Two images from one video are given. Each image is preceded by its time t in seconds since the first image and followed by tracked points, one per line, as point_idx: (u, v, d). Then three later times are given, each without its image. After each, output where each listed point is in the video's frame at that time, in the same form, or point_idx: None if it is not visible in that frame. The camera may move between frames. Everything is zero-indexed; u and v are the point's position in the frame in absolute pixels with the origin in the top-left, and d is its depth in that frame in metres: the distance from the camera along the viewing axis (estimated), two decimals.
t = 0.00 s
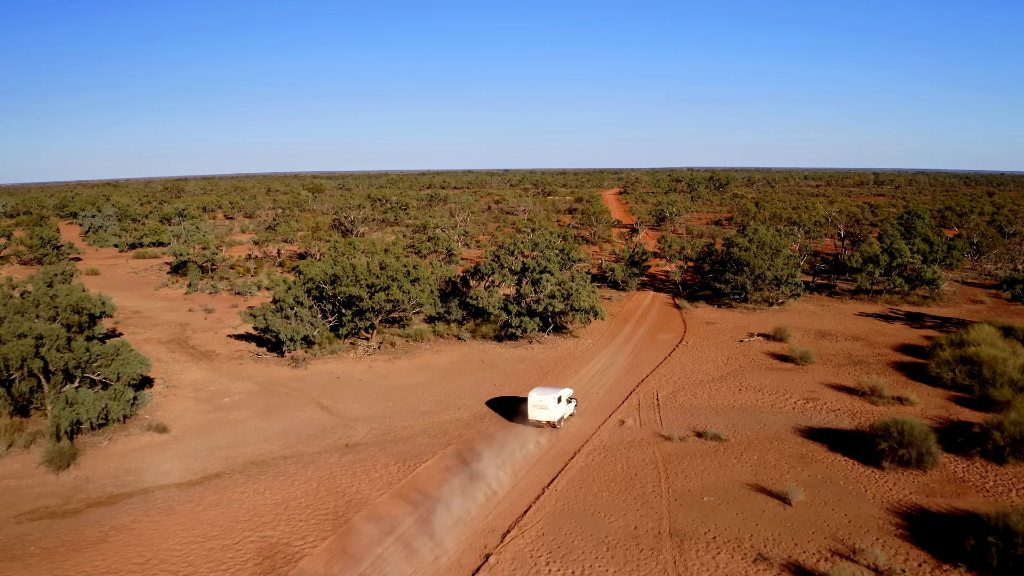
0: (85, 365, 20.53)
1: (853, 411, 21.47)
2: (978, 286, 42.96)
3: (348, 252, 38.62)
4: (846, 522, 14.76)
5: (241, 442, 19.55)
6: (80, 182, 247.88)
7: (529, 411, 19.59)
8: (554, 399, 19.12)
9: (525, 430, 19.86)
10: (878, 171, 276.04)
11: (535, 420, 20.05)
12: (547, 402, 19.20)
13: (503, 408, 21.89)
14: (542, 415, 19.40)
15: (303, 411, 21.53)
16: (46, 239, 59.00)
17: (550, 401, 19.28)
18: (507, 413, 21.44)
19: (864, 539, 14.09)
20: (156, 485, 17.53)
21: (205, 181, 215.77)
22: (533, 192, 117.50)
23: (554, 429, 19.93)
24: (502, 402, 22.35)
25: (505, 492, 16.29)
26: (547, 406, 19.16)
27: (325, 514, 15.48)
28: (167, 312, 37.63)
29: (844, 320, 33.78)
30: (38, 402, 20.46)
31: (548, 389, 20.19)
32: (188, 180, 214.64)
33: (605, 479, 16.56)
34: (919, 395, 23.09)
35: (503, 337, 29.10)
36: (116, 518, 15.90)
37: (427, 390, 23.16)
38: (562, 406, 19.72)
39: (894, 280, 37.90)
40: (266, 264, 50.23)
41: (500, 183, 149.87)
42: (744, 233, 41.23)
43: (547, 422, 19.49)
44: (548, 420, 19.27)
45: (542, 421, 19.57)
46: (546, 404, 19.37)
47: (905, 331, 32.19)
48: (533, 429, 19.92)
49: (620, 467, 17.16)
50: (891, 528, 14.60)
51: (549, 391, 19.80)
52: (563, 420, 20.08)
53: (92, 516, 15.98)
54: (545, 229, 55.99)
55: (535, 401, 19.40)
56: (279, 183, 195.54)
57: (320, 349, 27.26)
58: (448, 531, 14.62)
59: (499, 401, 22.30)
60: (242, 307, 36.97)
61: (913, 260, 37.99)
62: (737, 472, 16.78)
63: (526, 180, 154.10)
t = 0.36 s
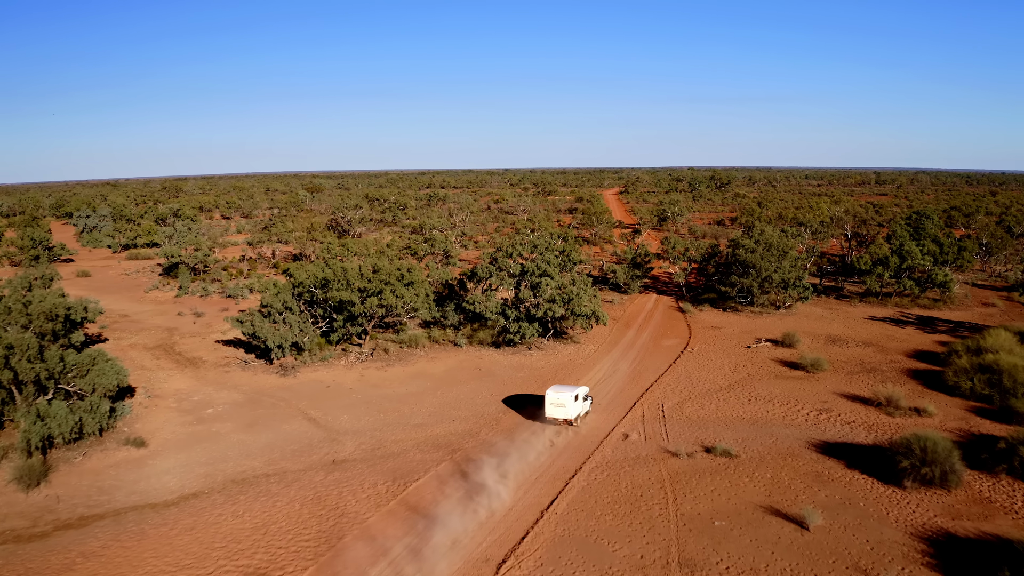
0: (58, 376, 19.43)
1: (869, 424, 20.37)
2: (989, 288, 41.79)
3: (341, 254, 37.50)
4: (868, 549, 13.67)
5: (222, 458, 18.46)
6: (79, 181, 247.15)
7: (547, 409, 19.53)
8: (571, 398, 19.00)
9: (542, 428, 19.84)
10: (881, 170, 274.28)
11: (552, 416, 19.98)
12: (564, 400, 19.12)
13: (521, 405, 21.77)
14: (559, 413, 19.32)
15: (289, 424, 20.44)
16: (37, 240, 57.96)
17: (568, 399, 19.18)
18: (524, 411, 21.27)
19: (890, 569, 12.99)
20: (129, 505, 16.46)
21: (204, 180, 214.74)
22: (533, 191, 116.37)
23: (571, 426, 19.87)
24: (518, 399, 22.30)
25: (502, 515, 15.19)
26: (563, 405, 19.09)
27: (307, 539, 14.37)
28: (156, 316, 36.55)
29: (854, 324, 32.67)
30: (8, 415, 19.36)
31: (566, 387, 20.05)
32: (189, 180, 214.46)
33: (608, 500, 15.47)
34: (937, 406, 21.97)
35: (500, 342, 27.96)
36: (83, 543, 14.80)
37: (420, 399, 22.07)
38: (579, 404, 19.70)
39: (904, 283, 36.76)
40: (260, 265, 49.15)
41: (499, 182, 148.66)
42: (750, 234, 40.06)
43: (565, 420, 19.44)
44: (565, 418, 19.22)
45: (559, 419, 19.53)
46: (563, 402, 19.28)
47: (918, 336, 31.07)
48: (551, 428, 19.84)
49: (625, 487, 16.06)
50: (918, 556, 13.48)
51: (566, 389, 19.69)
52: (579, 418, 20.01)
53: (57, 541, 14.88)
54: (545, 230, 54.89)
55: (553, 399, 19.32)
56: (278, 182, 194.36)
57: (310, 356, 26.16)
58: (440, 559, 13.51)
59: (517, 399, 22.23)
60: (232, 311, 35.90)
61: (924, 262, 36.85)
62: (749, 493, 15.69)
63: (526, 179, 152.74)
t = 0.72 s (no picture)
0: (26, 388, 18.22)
1: (886, 438, 19.25)
2: (1001, 291, 40.59)
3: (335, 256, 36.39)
4: None
5: (200, 477, 17.34)
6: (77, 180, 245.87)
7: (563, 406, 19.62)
8: (588, 396, 19.06)
9: (558, 425, 19.91)
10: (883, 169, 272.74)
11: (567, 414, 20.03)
12: (581, 398, 19.19)
13: (537, 402, 21.78)
14: (576, 410, 19.41)
15: (274, 438, 19.34)
16: (28, 241, 56.94)
17: (584, 397, 19.25)
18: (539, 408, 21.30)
19: None
20: (97, 529, 15.34)
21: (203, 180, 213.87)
22: (533, 191, 115.18)
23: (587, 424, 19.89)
24: (516, 409, 21.22)
25: (497, 541, 14.07)
26: (580, 403, 19.16)
27: (285, 570, 13.22)
28: (143, 320, 35.46)
29: (864, 329, 31.54)
30: None
31: (582, 384, 20.15)
32: (188, 179, 213.67)
33: (612, 526, 14.34)
34: (957, 418, 20.84)
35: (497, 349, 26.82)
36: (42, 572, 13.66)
37: (412, 411, 20.96)
38: (596, 401, 19.77)
39: (915, 285, 35.64)
40: (253, 267, 48.07)
41: (499, 182, 147.72)
42: (755, 236, 38.94)
43: (582, 417, 19.53)
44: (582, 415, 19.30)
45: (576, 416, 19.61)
46: (580, 399, 19.37)
47: (931, 342, 29.95)
48: (567, 425, 19.87)
49: (630, 510, 14.93)
50: None
51: (583, 387, 19.77)
52: (596, 415, 20.06)
53: (15, 569, 13.75)
54: (545, 231, 53.76)
55: (569, 396, 19.38)
56: (277, 181, 193.28)
57: (298, 364, 25.03)
58: None
59: (526, 400, 21.91)
60: (222, 315, 34.79)
61: (935, 264, 35.69)
62: (764, 518, 14.57)
63: (526, 179, 151.81)
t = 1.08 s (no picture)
0: None
1: (906, 454, 18.14)
2: (1014, 294, 39.42)
3: (327, 258, 35.25)
4: None
5: (175, 499, 16.22)
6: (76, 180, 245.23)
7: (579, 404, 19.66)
8: (604, 392, 19.14)
9: (574, 422, 19.95)
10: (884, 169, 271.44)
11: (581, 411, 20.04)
12: (597, 394, 19.29)
13: (552, 400, 21.78)
14: (592, 407, 19.45)
15: (256, 455, 18.24)
16: (18, 242, 55.85)
17: (601, 393, 19.33)
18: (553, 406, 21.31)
19: None
20: (62, 556, 14.23)
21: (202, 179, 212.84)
22: (534, 190, 114.02)
23: (603, 422, 19.92)
24: (514, 421, 20.13)
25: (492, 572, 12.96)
26: (597, 399, 19.23)
27: None
28: (129, 325, 34.32)
29: (875, 335, 30.41)
30: None
31: (598, 382, 20.24)
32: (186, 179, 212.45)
33: (617, 556, 13.22)
34: (979, 432, 19.72)
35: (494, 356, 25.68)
36: None
37: (404, 424, 19.85)
38: (611, 398, 19.83)
39: (926, 289, 34.50)
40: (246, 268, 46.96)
41: (499, 181, 146.41)
42: (761, 237, 37.82)
43: (598, 414, 19.56)
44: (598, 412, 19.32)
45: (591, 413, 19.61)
46: (596, 396, 19.44)
47: (945, 348, 28.82)
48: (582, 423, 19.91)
49: (636, 538, 13.81)
50: None
51: (598, 384, 19.88)
52: (611, 413, 20.11)
53: None
54: (544, 232, 52.61)
55: (585, 393, 19.45)
56: (276, 180, 192.12)
57: (286, 373, 23.88)
58: None
59: (524, 411, 20.82)
60: (211, 320, 33.69)
61: (948, 267, 34.54)
62: (781, 546, 13.45)
63: (526, 179, 150.50)
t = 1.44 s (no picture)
0: None
1: (928, 473, 17.01)
2: None
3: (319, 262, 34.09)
4: None
5: (147, 525, 15.08)
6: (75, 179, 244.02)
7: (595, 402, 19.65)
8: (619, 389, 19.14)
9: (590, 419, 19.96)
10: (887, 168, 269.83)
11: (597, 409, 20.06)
12: (613, 392, 19.26)
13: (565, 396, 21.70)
14: (608, 405, 19.46)
15: (237, 474, 17.11)
16: (7, 244, 54.74)
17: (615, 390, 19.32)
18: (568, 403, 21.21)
19: None
20: None
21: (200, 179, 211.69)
22: (534, 190, 112.87)
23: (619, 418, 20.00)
24: (512, 436, 19.00)
25: None
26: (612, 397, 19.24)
27: None
28: (115, 330, 33.19)
29: (887, 341, 29.28)
30: None
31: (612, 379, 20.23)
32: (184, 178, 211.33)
33: None
34: (1004, 448, 18.58)
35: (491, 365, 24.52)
36: None
37: (394, 440, 18.73)
38: (626, 395, 19.84)
39: (939, 293, 33.34)
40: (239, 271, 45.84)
41: (499, 181, 145.20)
42: (768, 239, 36.66)
43: (613, 412, 19.56)
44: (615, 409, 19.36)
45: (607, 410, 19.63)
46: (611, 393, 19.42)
47: (961, 355, 27.68)
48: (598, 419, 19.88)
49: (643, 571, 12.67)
50: None
51: (612, 381, 19.88)
52: (626, 410, 20.11)
53: None
54: (544, 233, 51.42)
55: (601, 391, 19.40)
56: (275, 180, 190.94)
57: (273, 384, 22.77)
58: None
59: (523, 425, 19.69)
60: (199, 326, 32.54)
61: (961, 270, 33.38)
62: None
63: (526, 178, 149.28)
